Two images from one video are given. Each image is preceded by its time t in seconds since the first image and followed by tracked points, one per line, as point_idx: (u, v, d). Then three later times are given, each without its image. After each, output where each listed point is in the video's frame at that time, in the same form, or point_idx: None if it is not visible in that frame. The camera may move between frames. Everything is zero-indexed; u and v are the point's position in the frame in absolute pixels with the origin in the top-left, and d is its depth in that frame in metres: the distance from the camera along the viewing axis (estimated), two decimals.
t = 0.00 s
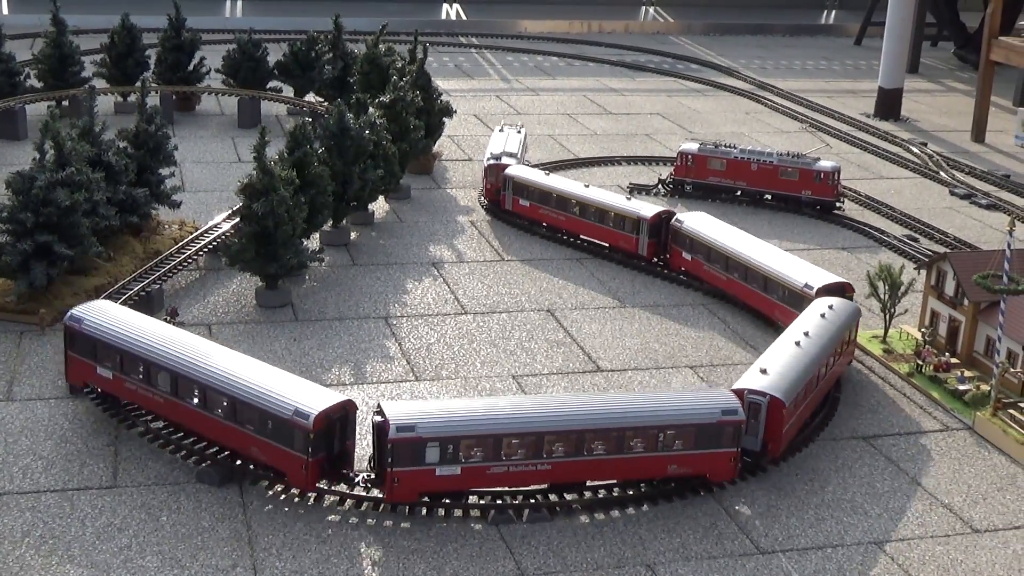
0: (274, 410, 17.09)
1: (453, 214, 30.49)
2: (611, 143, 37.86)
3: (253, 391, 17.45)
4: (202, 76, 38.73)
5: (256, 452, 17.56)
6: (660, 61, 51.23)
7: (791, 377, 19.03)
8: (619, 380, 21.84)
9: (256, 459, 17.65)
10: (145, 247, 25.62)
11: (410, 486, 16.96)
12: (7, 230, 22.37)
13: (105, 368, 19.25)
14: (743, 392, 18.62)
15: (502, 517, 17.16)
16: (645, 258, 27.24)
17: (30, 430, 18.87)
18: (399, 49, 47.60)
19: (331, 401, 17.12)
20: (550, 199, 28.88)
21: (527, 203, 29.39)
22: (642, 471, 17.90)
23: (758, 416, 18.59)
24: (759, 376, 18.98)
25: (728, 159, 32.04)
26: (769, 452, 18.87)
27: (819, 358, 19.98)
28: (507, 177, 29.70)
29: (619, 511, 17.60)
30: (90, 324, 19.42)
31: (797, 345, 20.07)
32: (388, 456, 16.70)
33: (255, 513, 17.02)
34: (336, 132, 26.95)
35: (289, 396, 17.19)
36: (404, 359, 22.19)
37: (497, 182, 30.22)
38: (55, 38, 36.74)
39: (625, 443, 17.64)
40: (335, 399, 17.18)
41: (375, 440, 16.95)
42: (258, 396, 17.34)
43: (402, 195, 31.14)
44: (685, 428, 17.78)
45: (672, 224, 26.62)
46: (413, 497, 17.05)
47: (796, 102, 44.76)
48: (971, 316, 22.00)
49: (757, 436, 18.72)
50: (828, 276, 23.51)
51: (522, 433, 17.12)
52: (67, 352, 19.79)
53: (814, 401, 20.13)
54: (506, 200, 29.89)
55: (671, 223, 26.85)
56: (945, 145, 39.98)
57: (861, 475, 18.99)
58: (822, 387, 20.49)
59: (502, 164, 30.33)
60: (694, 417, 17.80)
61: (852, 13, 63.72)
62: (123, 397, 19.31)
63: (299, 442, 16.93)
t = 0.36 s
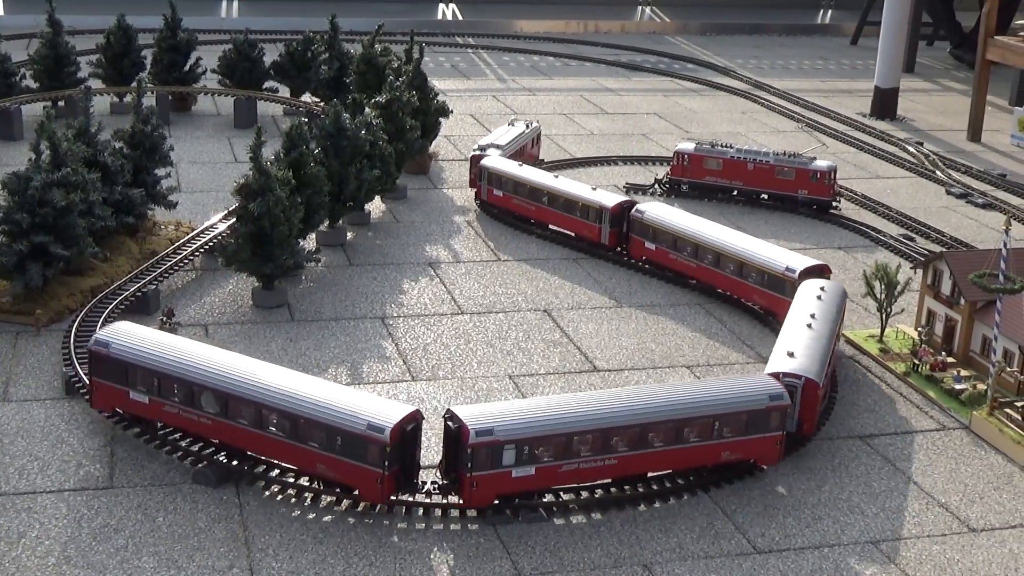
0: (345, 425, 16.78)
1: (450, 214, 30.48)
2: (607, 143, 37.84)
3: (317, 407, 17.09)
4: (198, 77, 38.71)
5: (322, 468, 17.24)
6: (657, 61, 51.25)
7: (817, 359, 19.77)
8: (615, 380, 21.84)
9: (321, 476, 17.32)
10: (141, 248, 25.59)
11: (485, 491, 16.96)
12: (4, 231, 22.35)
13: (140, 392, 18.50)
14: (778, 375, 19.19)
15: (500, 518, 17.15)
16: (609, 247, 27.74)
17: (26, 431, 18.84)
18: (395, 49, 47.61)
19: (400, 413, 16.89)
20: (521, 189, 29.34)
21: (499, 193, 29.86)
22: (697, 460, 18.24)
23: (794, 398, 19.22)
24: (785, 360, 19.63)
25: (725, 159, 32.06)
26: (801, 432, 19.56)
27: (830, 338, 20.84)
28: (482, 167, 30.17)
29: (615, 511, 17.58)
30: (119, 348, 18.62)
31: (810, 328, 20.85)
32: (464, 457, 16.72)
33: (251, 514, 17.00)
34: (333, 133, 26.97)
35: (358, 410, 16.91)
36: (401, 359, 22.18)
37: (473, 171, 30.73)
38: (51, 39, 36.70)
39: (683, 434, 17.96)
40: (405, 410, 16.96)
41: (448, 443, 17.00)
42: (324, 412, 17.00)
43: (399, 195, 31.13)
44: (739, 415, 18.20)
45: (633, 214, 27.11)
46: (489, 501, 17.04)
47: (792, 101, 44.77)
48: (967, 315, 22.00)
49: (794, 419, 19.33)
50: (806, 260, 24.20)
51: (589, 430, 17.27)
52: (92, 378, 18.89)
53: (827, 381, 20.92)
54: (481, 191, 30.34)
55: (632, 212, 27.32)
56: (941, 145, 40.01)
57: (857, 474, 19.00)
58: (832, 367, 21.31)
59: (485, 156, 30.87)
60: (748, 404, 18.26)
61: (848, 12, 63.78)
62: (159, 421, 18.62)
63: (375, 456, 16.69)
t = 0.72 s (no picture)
0: (419, 434, 16.72)
1: (447, 215, 30.47)
2: (604, 144, 37.85)
3: (386, 418, 16.98)
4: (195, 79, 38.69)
5: (392, 479, 17.13)
6: (653, 62, 51.27)
7: (832, 341, 20.60)
8: (613, 381, 21.84)
9: (391, 486, 17.20)
10: (138, 250, 25.57)
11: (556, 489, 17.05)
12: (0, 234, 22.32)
13: (187, 415, 17.92)
14: (805, 359, 19.90)
15: (498, 520, 17.15)
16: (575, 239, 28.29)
17: (23, 434, 18.82)
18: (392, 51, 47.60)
19: (471, 419, 16.91)
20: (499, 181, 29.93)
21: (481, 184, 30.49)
22: (738, 447, 18.77)
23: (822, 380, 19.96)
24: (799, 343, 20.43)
25: (721, 160, 32.07)
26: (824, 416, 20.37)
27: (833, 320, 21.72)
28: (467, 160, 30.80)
29: (612, 512, 17.59)
30: (161, 372, 17.99)
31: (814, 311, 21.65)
32: (540, 457, 16.87)
33: (249, 516, 16.99)
34: (329, 134, 26.96)
35: (430, 419, 16.87)
36: (398, 361, 22.17)
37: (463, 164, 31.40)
38: (47, 41, 36.65)
39: (732, 422, 18.48)
40: (474, 415, 17.01)
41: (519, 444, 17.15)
42: (397, 422, 16.91)
43: (395, 196, 31.12)
44: (779, 400, 18.85)
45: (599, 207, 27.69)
46: (562, 500, 17.19)
47: (788, 102, 44.79)
48: (964, 315, 22.01)
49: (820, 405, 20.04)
50: (780, 245, 24.87)
51: (649, 423, 17.61)
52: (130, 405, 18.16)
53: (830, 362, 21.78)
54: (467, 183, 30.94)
55: (596, 205, 27.88)
56: (937, 145, 40.05)
57: (855, 474, 19.01)
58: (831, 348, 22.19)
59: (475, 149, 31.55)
60: (790, 388, 18.95)
61: (845, 13, 63.86)
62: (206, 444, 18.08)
63: (452, 463, 16.66)
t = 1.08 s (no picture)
0: (492, 437, 16.72)
1: (444, 217, 30.46)
2: (601, 145, 37.85)
3: (455, 425, 16.91)
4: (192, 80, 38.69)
5: (462, 485, 17.08)
6: (651, 63, 51.31)
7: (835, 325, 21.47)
8: (610, 382, 21.84)
9: (461, 492, 17.15)
10: (135, 250, 25.54)
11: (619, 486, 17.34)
12: None
13: (240, 435, 17.44)
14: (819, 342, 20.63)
15: (495, 521, 17.14)
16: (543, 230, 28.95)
17: (20, 436, 18.79)
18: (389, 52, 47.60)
19: (536, 418, 17.04)
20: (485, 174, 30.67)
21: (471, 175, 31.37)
22: (771, 433, 19.35)
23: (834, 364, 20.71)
24: (809, 330, 21.13)
25: (718, 161, 32.11)
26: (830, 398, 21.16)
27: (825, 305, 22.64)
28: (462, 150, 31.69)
29: (609, 513, 17.58)
30: (211, 394, 17.42)
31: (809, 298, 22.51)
32: (606, 454, 17.15)
33: (246, 517, 16.97)
34: (326, 135, 26.94)
35: (501, 423, 16.89)
36: (395, 362, 22.15)
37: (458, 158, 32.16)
38: (44, 42, 36.61)
39: (768, 409, 19.10)
40: (539, 416, 17.14)
41: (581, 443, 17.43)
42: (470, 429, 16.85)
43: (393, 198, 31.11)
44: (807, 384, 19.53)
45: (566, 199, 28.31)
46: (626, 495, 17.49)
47: (785, 104, 44.81)
48: (961, 317, 22.02)
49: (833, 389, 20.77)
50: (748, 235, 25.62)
51: (698, 416, 18.00)
52: (177, 429, 17.54)
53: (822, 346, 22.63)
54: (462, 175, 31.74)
55: (563, 199, 28.52)
56: (934, 147, 40.09)
57: (852, 476, 19.02)
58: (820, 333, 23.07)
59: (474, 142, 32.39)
60: (816, 372, 19.66)
61: (842, 15, 63.93)
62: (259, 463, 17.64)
63: (524, 464, 16.66)
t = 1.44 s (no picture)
0: (564, 436, 17.00)
1: (442, 217, 30.47)
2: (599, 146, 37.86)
3: (526, 426, 17.12)
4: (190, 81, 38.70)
5: (534, 484, 17.29)
6: (649, 63, 51.34)
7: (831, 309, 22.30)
8: (608, 383, 21.84)
9: (532, 492, 17.37)
10: (134, 251, 25.53)
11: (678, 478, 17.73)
12: None
13: (304, 450, 17.22)
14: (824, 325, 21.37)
15: (494, 521, 17.14)
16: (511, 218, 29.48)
17: (18, 436, 18.80)
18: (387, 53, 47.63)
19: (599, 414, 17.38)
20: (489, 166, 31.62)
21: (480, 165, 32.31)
22: (794, 418, 19.88)
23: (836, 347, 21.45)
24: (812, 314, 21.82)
25: (717, 162, 32.13)
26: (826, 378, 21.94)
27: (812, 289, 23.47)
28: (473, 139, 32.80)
29: (609, 513, 17.58)
30: (272, 412, 17.12)
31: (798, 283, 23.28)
32: (669, 448, 17.51)
33: (245, 518, 16.97)
34: (325, 135, 26.93)
35: (570, 421, 17.17)
36: (394, 363, 22.16)
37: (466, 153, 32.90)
38: (42, 43, 36.61)
39: (796, 393, 19.67)
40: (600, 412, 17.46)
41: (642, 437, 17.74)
42: (540, 428, 17.10)
43: (392, 199, 31.11)
44: (828, 364, 20.17)
45: (534, 190, 28.87)
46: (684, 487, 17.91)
47: (784, 104, 44.83)
48: (959, 317, 22.03)
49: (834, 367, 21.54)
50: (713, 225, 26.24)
51: (741, 405, 18.43)
52: (238, 449, 17.19)
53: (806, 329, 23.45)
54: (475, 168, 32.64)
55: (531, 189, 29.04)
56: (933, 147, 40.09)
57: (850, 476, 19.02)
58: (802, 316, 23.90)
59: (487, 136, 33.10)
60: (831, 353, 20.28)
61: (840, 15, 63.97)
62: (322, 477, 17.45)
63: (596, 460, 17.07)
